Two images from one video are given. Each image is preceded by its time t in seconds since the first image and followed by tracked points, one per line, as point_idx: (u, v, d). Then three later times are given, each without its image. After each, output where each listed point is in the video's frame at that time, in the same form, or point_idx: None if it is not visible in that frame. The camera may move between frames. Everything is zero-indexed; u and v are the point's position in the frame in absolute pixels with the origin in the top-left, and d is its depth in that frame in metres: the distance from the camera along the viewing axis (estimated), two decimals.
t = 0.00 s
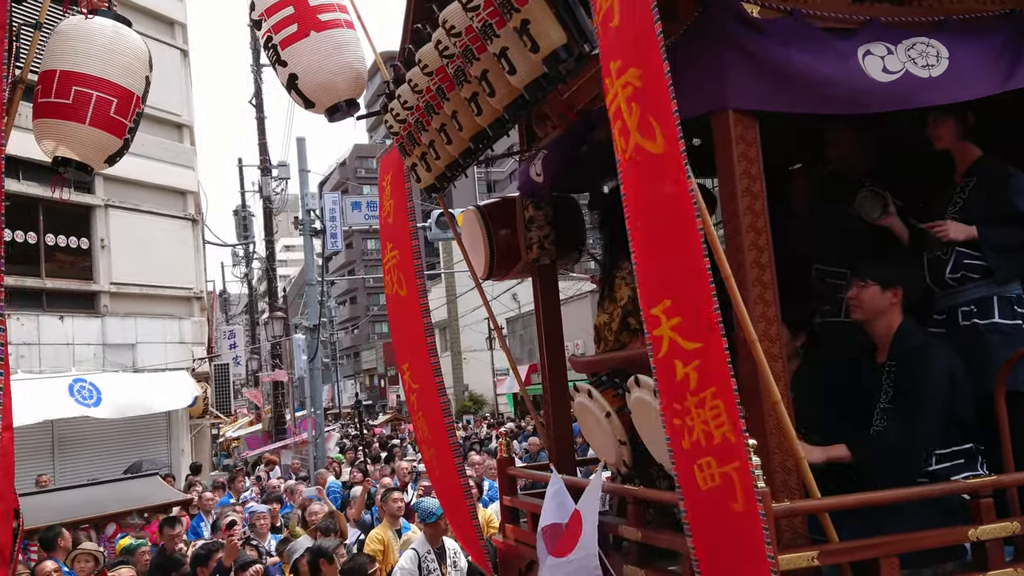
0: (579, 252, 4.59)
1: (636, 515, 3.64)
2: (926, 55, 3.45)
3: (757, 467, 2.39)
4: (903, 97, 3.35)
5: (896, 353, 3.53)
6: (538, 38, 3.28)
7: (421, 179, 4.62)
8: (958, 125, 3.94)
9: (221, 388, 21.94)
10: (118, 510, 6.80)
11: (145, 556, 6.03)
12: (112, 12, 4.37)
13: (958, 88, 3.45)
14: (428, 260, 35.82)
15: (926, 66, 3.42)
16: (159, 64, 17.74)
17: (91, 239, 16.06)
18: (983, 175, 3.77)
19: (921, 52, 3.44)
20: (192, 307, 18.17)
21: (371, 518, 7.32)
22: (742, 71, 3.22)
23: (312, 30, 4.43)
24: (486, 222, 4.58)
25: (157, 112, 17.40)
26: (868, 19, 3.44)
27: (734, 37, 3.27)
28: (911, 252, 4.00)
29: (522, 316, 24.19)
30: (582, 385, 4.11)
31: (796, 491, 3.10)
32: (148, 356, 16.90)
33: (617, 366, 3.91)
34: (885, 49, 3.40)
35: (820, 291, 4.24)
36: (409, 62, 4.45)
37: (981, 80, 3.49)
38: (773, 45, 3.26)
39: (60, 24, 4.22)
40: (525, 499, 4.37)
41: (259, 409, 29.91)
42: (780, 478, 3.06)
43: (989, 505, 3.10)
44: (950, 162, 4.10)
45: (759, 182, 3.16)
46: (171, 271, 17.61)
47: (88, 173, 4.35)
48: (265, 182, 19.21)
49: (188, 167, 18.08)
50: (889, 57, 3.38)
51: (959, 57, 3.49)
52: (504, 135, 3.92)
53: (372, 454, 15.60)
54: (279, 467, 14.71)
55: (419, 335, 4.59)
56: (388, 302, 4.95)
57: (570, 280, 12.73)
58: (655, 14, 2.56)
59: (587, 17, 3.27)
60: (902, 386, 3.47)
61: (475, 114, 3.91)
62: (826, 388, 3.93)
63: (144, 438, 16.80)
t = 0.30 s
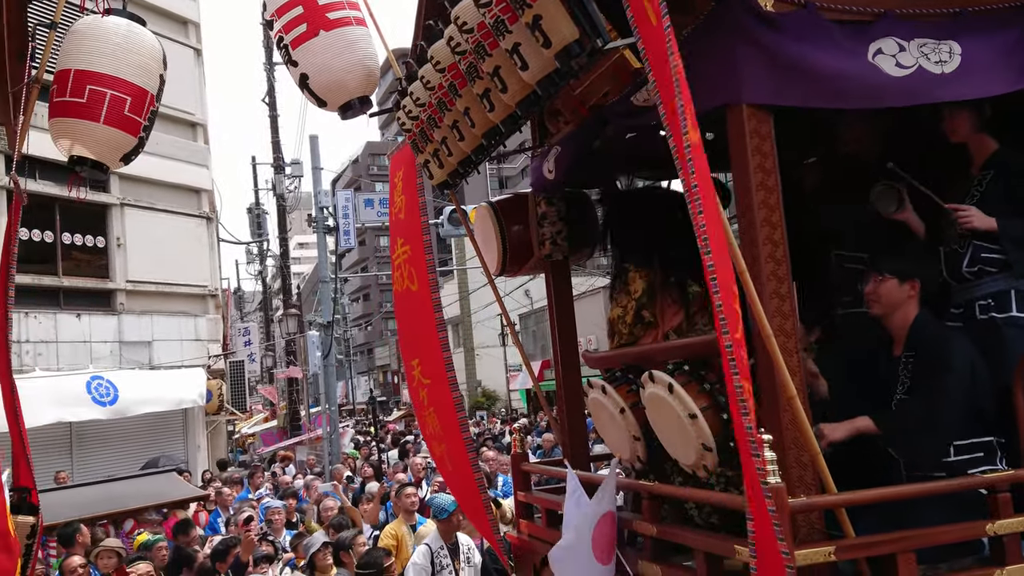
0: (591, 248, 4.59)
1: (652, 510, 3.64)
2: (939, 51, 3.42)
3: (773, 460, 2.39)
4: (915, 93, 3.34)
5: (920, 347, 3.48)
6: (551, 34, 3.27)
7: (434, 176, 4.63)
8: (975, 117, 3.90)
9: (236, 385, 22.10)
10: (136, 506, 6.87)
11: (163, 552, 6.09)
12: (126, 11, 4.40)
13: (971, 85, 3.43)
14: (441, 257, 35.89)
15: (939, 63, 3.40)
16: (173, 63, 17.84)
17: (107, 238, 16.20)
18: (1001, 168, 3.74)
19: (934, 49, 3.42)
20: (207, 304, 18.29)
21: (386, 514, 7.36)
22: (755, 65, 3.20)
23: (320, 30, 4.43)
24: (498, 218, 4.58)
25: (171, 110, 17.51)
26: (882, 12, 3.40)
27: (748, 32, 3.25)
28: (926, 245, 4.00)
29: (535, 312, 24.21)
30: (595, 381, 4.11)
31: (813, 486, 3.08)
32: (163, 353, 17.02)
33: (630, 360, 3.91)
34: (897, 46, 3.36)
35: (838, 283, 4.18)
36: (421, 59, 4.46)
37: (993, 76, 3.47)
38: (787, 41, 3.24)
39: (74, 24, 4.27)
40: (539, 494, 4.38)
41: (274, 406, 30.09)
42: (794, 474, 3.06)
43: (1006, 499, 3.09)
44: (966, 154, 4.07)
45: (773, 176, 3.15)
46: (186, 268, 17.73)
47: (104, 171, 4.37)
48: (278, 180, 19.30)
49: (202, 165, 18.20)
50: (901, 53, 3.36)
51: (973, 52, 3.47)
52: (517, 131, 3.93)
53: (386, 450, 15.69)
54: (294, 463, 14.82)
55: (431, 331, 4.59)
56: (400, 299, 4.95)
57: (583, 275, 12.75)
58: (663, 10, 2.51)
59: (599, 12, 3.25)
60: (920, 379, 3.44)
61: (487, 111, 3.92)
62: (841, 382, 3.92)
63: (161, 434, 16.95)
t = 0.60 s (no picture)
0: (606, 243, 4.57)
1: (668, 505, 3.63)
2: (957, 43, 3.38)
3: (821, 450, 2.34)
4: (934, 84, 3.31)
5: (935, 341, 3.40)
6: (565, 27, 3.25)
7: (447, 171, 4.62)
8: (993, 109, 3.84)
9: (252, 382, 22.25)
10: (153, 502, 6.93)
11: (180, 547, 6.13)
12: (140, 10, 4.42)
13: (991, 76, 3.40)
14: (455, 253, 35.96)
15: (957, 54, 3.37)
16: (188, 62, 17.96)
17: (123, 237, 16.33)
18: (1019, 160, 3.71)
19: (953, 40, 3.38)
20: (223, 302, 18.41)
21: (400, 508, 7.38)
22: (771, 55, 3.16)
23: (333, 26, 4.44)
24: (512, 213, 4.57)
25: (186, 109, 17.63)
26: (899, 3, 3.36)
27: (765, 24, 3.21)
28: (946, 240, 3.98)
29: (550, 309, 24.21)
30: (611, 376, 4.11)
31: (832, 481, 3.06)
32: (180, 351, 17.15)
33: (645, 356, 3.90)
34: (917, 35, 3.33)
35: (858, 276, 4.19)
36: (434, 54, 4.47)
37: (1013, 67, 3.44)
38: (802, 32, 3.19)
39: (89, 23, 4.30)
40: (554, 490, 4.37)
41: (289, 403, 30.26)
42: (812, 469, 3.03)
43: None
44: (985, 146, 4.02)
45: (790, 169, 3.12)
46: (202, 267, 17.85)
47: (120, 168, 4.39)
48: (293, 178, 19.39)
49: (217, 164, 18.31)
50: (921, 42, 3.33)
51: (991, 43, 3.43)
52: (531, 125, 3.91)
53: (401, 446, 15.75)
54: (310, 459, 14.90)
55: (447, 328, 4.59)
56: (416, 296, 4.96)
57: (597, 269, 12.71)
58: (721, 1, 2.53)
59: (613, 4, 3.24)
60: (937, 372, 3.40)
61: (500, 105, 3.91)
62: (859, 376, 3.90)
63: (178, 431, 17.08)
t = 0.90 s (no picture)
0: (620, 237, 4.56)
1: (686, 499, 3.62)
2: (977, 28, 3.33)
3: (809, 449, 2.40)
4: (953, 70, 3.26)
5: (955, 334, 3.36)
6: (578, 18, 3.24)
7: (461, 166, 4.62)
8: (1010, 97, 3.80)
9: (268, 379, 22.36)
10: (171, 498, 6.93)
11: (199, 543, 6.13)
12: (154, 8, 4.41)
13: (1011, 61, 3.35)
14: (469, 249, 35.95)
15: (977, 40, 3.32)
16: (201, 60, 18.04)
17: (139, 234, 16.43)
18: None
19: (973, 25, 3.33)
20: (239, 299, 18.50)
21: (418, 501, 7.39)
22: (785, 44, 3.15)
23: (347, 21, 4.45)
24: (528, 207, 4.58)
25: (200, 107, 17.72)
26: None
27: (781, 14, 3.20)
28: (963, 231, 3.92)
29: (564, 304, 24.16)
30: (626, 370, 4.09)
31: (850, 474, 3.02)
32: (197, 348, 17.26)
33: (661, 349, 3.89)
34: (937, 20, 3.29)
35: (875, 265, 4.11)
36: (447, 48, 4.47)
37: None
38: (817, 21, 3.17)
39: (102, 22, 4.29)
40: (571, 484, 4.37)
41: (305, 399, 30.40)
42: (831, 463, 3.00)
43: None
44: (1003, 134, 3.97)
45: (806, 160, 3.10)
46: (217, 265, 17.95)
47: (134, 166, 4.41)
48: (306, 175, 19.44)
49: (231, 162, 18.39)
50: (940, 27, 3.29)
51: (1012, 29, 3.39)
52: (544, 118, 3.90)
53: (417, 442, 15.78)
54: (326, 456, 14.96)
55: (463, 323, 4.60)
56: (433, 291, 4.97)
57: (611, 262, 12.63)
58: None
59: None
60: (953, 366, 3.31)
61: (514, 99, 3.89)
62: (877, 368, 3.86)
63: (195, 429, 17.20)
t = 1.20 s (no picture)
0: (633, 231, 4.55)
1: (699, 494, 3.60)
2: (994, 17, 3.32)
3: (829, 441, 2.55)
4: (970, 60, 3.23)
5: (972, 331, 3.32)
6: (590, 12, 3.23)
7: (474, 161, 4.63)
8: None
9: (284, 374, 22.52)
10: (187, 492, 6.99)
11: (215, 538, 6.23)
12: (167, 4, 4.35)
13: None
14: (481, 244, 36.00)
15: (994, 29, 3.30)
16: (215, 58, 18.14)
17: (155, 231, 16.55)
18: None
19: (989, 14, 3.32)
20: (254, 295, 18.63)
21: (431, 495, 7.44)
22: (798, 35, 3.12)
23: (361, 17, 4.46)
24: (540, 202, 4.55)
25: (214, 105, 17.84)
26: None
27: (794, 6, 3.18)
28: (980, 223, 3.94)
29: (577, 299, 24.18)
30: (639, 365, 4.09)
31: (864, 470, 3.00)
32: (213, 344, 17.39)
33: (674, 343, 3.91)
34: (952, 10, 3.27)
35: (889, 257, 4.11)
36: (459, 44, 4.48)
37: None
38: (830, 13, 3.16)
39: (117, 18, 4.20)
40: (584, 479, 4.37)
41: (320, 395, 30.57)
42: (846, 457, 2.98)
43: None
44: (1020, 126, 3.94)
45: (820, 153, 3.07)
46: (232, 261, 18.08)
47: (149, 164, 4.32)
48: (320, 171, 19.54)
49: (246, 159, 18.51)
50: (956, 17, 3.27)
51: None
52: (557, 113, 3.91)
53: (431, 437, 15.85)
54: (341, 451, 15.06)
55: (474, 318, 4.60)
56: (443, 287, 4.96)
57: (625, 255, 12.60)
58: None
59: None
60: (969, 361, 3.26)
61: (526, 94, 3.89)
62: (892, 363, 3.84)
63: (211, 425, 17.34)
